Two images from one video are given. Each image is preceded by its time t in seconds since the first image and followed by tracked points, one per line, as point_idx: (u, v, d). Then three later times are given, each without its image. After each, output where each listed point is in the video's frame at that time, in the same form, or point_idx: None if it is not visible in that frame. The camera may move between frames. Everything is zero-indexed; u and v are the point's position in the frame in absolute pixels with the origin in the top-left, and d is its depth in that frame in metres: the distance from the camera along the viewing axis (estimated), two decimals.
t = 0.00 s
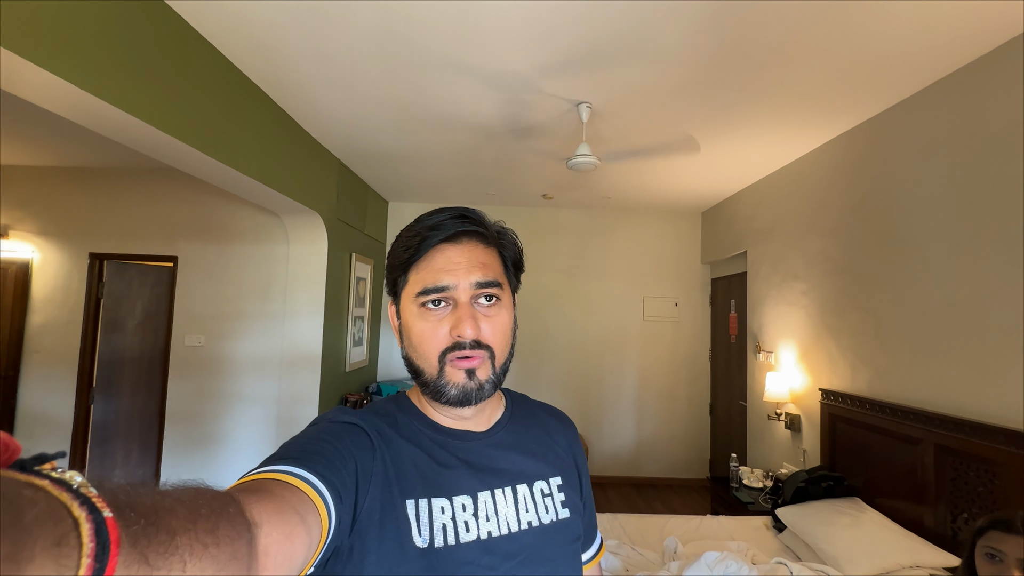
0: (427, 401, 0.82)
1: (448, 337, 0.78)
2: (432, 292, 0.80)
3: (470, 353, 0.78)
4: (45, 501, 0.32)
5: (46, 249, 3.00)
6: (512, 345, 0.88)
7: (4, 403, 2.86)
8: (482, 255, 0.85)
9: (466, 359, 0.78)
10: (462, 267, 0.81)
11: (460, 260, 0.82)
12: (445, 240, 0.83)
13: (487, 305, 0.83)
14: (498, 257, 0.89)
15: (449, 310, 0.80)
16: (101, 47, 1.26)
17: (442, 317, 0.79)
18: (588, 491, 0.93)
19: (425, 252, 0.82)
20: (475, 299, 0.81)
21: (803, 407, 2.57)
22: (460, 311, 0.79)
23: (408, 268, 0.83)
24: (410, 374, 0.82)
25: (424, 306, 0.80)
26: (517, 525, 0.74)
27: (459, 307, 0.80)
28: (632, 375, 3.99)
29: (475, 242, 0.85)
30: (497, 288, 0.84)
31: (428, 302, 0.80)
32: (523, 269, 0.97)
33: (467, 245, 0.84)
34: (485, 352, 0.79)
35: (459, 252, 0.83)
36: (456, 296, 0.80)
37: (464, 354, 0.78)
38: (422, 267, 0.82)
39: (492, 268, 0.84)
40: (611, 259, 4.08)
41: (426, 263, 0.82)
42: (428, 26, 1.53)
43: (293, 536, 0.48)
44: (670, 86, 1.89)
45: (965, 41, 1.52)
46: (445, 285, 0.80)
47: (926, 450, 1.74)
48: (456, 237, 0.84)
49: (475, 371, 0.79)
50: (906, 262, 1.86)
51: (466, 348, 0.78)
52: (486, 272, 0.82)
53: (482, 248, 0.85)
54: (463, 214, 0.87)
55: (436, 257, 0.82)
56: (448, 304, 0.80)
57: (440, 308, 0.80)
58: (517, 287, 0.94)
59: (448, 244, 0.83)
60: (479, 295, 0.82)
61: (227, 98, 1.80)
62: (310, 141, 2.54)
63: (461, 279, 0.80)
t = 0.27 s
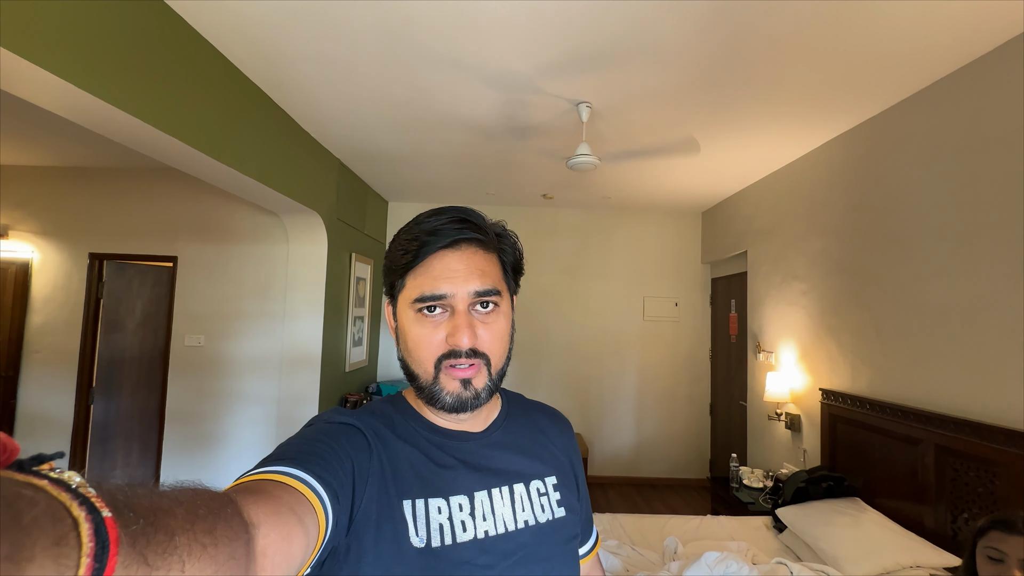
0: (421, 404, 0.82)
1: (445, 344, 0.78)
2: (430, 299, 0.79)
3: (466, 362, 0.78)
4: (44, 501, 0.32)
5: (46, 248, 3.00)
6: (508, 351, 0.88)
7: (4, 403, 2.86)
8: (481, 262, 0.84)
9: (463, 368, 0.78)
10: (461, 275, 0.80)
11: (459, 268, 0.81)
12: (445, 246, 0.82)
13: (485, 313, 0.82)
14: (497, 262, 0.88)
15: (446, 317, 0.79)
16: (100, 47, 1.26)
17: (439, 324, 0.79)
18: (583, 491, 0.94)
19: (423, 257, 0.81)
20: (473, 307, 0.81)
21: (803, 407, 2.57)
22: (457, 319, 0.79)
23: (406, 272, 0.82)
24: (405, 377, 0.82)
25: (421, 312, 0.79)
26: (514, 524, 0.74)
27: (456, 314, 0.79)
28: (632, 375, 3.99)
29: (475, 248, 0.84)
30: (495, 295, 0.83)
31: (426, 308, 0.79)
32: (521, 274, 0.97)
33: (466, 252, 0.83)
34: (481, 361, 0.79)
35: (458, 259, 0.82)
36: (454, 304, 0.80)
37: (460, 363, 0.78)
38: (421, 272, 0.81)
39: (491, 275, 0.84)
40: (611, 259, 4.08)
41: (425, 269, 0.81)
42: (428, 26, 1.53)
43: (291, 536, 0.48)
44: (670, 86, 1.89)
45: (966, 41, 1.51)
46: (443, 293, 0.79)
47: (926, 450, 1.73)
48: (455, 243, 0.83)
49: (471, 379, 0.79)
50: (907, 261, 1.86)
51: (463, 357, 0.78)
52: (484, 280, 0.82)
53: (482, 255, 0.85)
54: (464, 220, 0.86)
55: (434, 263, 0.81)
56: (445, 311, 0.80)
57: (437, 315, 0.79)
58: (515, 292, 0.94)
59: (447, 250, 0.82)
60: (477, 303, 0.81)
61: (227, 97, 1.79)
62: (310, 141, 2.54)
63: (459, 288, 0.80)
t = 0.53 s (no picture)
0: (421, 404, 0.82)
1: (445, 343, 0.78)
2: (429, 298, 0.79)
3: (467, 360, 0.78)
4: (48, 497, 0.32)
5: (43, 247, 2.99)
6: (506, 349, 0.89)
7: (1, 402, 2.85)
8: (479, 261, 0.85)
9: (463, 366, 0.78)
10: (460, 274, 0.81)
11: (457, 267, 0.81)
12: (443, 245, 0.82)
13: (484, 311, 0.83)
14: (493, 261, 0.89)
15: (446, 316, 0.80)
16: (100, 46, 1.26)
17: (439, 323, 0.79)
18: (581, 490, 0.94)
19: (421, 257, 0.81)
20: (471, 306, 0.81)
21: (801, 406, 2.58)
22: (457, 318, 0.79)
23: (404, 273, 0.82)
24: (404, 377, 0.82)
25: (421, 311, 0.80)
26: (511, 523, 0.74)
27: (456, 313, 0.80)
28: (630, 374, 4.00)
29: (472, 248, 0.85)
30: (493, 294, 0.84)
31: (425, 308, 0.80)
32: (516, 272, 0.98)
33: (464, 251, 0.83)
34: (481, 359, 0.80)
35: (457, 258, 0.82)
36: (454, 303, 0.80)
37: (461, 361, 0.78)
38: (419, 272, 0.81)
39: (488, 274, 0.84)
40: (610, 259, 4.08)
41: (423, 268, 0.81)
42: (428, 26, 1.53)
43: (293, 532, 0.48)
44: (669, 86, 1.90)
45: (964, 40, 1.52)
46: (442, 292, 0.79)
47: (923, 449, 1.74)
48: (453, 243, 0.83)
49: (472, 377, 0.79)
50: (905, 261, 1.87)
51: (463, 355, 0.78)
52: (483, 278, 0.82)
53: (480, 253, 0.85)
54: (460, 219, 0.86)
55: (433, 263, 0.81)
56: (445, 310, 0.80)
57: (437, 314, 0.80)
58: (511, 290, 0.95)
59: (444, 250, 0.82)
60: (476, 301, 0.82)
61: (226, 96, 1.79)
62: (308, 141, 2.54)
63: (458, 287, 0.80)
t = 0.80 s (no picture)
0: (420, 399, 0.82)
1: (441, 338, 0.77)
2: (426, 293, 0.79)
3: (463, 355, 0.77)
4: (49, 495, 0.32)
5: (42, 246, 2.99)
6: (506, 349, 0.87)
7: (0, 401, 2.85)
8: (478, 258, 0.84)
9: (459, 361, 0.77)
10: (458, 269, 0.80)
11: (455, 263, 0.81)
12: (442, 242, 0.83)
13: (483, 307, 0.82)
14: (494, 260, 0.88)
15: (443, 312, 0.79)
16: (100, 44, 1.25)
17: (436, 318, 0.79)
18: (584, 487, 0.94)
19: (421, 253, 0.82)
20: (469, 302, 0.80)
21: (800, 405, 2.58)
22: (453, 313, 0.78)
23: (404, 269, 0.83)
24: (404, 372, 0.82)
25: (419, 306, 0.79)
26: (513, 521, 0.74)
27: (453, 309, 0.79)
28: (630, 373, 4.00)
29: (471, 245, 0.85)
30: (491, 291, 0.83)
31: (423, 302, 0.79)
32: (519, 272, 0.97)
33: (462, 248, 0.83)
34: (478, 355, 0.79)
35: (455, 254, 0.82)
36: (450, 299, 0.79)
37: (456, 356, 0.77)
38: (418, 268, 0.81)
39: (487, 271, 0.84)
40: (610, 258, 4.08)
41: (422, 264, 0.81)
42: (428, 25, 1.53)
43: (297, 529, 0.48)
44: (669, 85, 1.89)
45: (964, 40, 1.52)
46: (440, 287, 0.79)
47: (922, 448, 1.75)
48: (452, 240, 0.84)
49: (468, 373, 0.78)
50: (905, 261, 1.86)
51: (459, 350, 0.77)
52: (480, 275, 0.82)
53: (479, 251, 0.85)
54: (462, 217, 0.87)
55: (430, 259, 0.81)
56: (442, 305, 0.79)
57: (434, 309, 0.79)
58: (513, 288, 0.94)
59: (443, 246, 0.82)
60: (473, 298, 0.81)
61: (226, 94, 1.79)
62: (308, 139, 2.53)
63: (455, 282, 0.79)
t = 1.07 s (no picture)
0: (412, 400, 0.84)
1: (415, 346, 0.77)
2: (404, 301, 0.79)
3: (435, 363, 0.76)
4: (49, 497, 0.32)
5: (39, 244, 2.99)
6: (494, 356, 0.84)
7: None
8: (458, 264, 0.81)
9: (432, 369, 0.76)
10: (434, 276, 0.79)
11: (432, 270, 0.79)
12: (423, 247, 0.81)
13: (461, 314, 0.79)
14: (480, 265, 0.84)
15: (420, 319, 0.78)
16: (99, 42, 1.25)
17: (413, 325, 0.79)
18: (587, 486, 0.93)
19: (403, 260, 0.82)
20: (445, 309, 0.79)
21: (798, 405, 2.59)
22: (427, 322, 0.77)
23: (391, 275, 0.84)
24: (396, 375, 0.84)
25: (399, 313, 0.80)
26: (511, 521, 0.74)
27: (428, 316, 0.78)
28: (628, 372, 4.01)
29: (453, 249, 0.82)
30: (471, 300, 0.80)
31: (402, 309, 0.80)
32: (517, 273, 0.93)
33: (443, 253, 0.81)
34: (452, 363, 0.77)
35: (434, 260, 0.80)
36: (426, 307, 0.78)
37: (429, 364, 0.76)
38: (400, 273, 0.82)
39: (467, 276, 0.81)
40: (609, 258, 4.09)
41: (404, 271, 0.81)
42: (428, 24, 1.53)
43: (302, 524, 0.48)
44: (668, 85, 1.89)
45: (963, 40, 1.52)
46: (416, 295, 0.78)
47: (919, 447, 1.75)
48: (433, 244, 0.82)
49: (442, 381, 0.77)
50: (903, 261, 1.87)
51: (431, 359, 0.76)
52: (457, 283, 0.79)
53: (461, 255, 0.82)
54: (447, 220, 0.84)
55: (410, 265, 0.81)
56: (419, 312, 0.79)
57: (412, 316, 0.79)
58: (507, 291, 0.90)
59: (424, 252, 0.81)
60: (450, 304, 0.79)
61: (224, 93, 1.78)
62: (307, 137, 2.53)
63: (431, 290, 0.78)
